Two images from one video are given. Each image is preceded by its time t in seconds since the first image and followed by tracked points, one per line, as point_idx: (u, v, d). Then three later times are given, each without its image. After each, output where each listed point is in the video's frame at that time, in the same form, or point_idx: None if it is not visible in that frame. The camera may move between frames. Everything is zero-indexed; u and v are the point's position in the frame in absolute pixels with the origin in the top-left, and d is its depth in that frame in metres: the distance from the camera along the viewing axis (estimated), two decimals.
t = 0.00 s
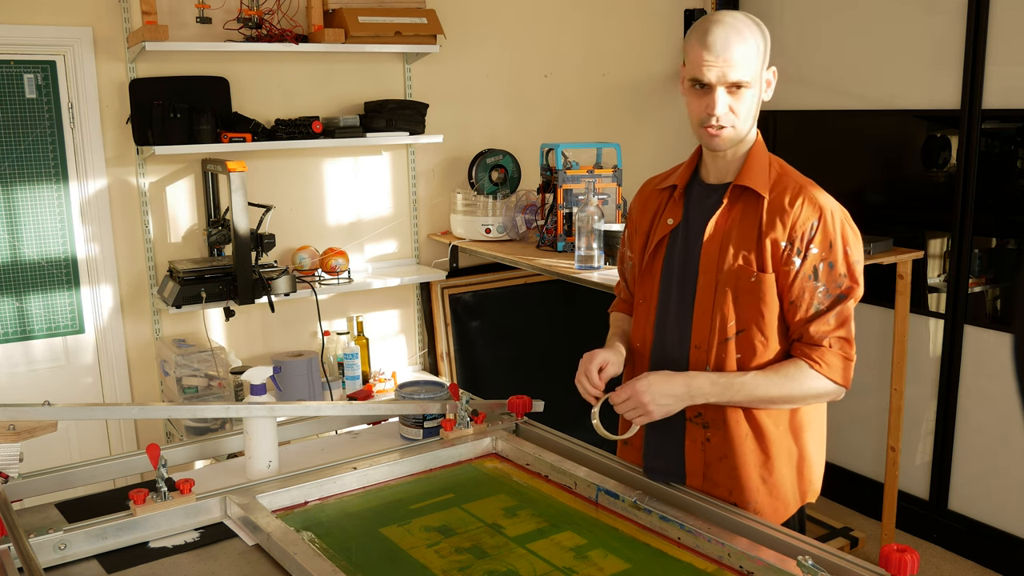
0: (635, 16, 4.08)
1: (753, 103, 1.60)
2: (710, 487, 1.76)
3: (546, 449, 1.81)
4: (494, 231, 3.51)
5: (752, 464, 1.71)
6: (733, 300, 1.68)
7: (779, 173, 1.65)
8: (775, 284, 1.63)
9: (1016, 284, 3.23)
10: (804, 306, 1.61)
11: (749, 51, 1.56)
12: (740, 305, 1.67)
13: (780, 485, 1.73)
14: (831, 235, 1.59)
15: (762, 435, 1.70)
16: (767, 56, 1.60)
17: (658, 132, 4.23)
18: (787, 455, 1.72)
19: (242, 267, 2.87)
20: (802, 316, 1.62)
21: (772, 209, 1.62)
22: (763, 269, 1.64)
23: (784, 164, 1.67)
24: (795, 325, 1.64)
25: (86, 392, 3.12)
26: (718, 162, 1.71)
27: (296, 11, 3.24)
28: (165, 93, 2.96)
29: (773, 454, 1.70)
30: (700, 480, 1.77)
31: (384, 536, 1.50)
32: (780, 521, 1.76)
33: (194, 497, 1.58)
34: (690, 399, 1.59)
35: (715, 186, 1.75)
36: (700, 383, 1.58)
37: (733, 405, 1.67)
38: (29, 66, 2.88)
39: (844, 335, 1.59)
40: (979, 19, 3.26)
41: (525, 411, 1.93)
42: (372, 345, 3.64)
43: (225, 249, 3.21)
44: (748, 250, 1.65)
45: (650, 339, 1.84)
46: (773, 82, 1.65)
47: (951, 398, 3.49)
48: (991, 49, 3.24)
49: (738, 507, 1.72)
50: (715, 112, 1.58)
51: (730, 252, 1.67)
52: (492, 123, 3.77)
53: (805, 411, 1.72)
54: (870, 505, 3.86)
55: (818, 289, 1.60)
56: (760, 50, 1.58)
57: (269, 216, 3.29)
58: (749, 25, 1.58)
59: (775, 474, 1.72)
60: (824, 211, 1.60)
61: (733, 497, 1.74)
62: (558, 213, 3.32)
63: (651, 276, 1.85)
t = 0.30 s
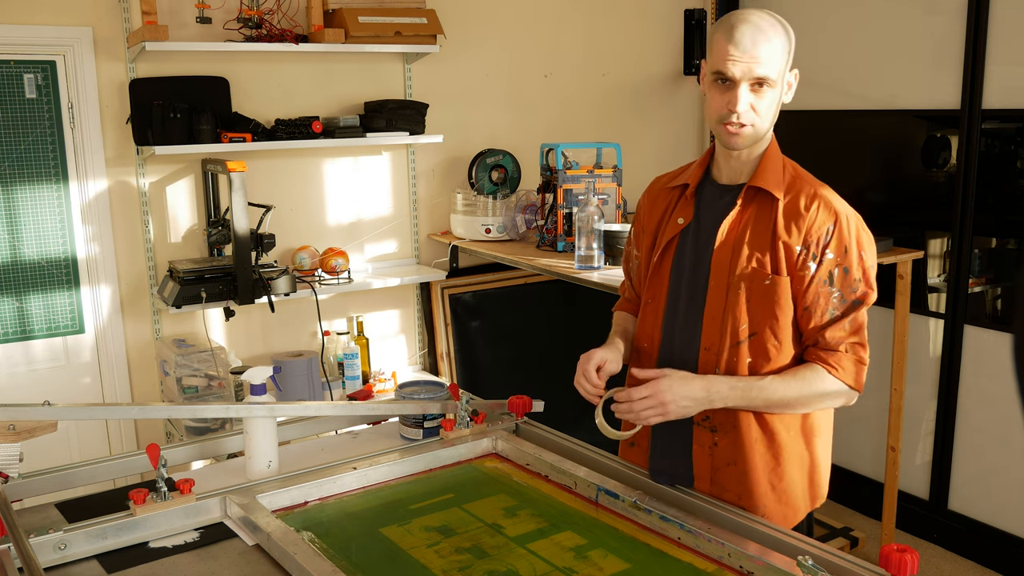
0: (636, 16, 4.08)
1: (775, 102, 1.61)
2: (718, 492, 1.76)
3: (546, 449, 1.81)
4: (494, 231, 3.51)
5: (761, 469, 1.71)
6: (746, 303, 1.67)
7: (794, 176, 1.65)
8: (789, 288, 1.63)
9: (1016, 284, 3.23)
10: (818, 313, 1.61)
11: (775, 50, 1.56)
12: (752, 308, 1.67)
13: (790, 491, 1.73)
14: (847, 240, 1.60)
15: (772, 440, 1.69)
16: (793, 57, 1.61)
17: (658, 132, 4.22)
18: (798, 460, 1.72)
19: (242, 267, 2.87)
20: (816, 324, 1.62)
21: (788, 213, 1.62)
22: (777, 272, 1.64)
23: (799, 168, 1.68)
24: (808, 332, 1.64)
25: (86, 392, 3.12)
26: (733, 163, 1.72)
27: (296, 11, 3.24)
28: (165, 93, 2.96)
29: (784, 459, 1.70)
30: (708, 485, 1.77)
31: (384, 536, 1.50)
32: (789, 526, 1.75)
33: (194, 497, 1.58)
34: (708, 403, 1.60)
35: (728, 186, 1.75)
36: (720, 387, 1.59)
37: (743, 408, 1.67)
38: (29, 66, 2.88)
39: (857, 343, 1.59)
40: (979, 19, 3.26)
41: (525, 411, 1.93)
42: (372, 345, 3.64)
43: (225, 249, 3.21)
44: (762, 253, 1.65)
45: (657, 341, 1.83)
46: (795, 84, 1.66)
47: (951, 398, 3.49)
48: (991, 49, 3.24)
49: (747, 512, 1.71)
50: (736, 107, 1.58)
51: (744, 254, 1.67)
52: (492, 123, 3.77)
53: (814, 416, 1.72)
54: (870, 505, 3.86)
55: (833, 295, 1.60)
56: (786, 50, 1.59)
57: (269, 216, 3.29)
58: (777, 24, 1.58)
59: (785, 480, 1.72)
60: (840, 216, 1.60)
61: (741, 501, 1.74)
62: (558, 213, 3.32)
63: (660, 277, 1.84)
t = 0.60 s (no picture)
0: (636, 16, 4.08)
1: (792, 104, 1.61)
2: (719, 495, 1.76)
3: (546, 449, 1.81)
4: (494, 231, 3.51)
5: (763, 472, 1.71)
6: (753, 306, 1.67)
7: (807, 181, 1.65)
8: (798, 293, 1.63)
9: (1016, 284, 3.23)
10: (832, 321, 1.60)
11: (795, 53, 1.57)
12: (759, 311, 1.67)
13: (793, 496, 1.72)
14: (860, 245, 1.60)
15: (775, 443, 1.69)
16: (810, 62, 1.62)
17: (658, 132, 4.22)
18: (802, 464, 1.71)
19: (242, 267, 2.87)
20: (831, 333, 1.60)
21: (800, 217, 1.62)
22: (787, 276, 1.64)
23: (812, 172, 1.68)
24: (822, 342, 1.62)
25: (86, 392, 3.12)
26: (743, 164, 1.72)
27: (296, 11, 3.24)
28: (165, 93, 2.96)
29: (787, 464, 1.70)
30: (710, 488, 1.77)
31: (384, 536, 1.51)
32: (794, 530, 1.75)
33: (194, 497, 1.58)
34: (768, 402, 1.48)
35: (739, 187, 1.75)
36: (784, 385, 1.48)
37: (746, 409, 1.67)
38: (29, 66, 2.88)
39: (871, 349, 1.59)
40: (979, 18, 3.25)
41: (524, 411, 1.93)
42: (372, 345, 3.64)
43: (225, 249, 3.21)
44: (772, 257, 1.66)
45: (662, 341, 1.84)
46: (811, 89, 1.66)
47: (951, 398, 3.49)
48: (991, 49, 3.24)
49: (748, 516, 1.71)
50: (754, 110, 1.58)
51: (753, 258, 1.68)
52: (492, 123, 3.77)
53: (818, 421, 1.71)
54: (870, 504, 3.86)
55: (846, 301, 1.59)
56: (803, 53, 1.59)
57: (269, 216, 3.29)
58: (796, 27, 1.59)
59: (788, 485, 1.71)
60: (853, 221, 1.60)
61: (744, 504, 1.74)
62: (558, 213, 3.32)
63: (665, 276, 1.84)
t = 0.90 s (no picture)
0: (636, 16, 4.08)
1: (779, 110, 1.58)
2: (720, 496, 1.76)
3: (546, 449, 1.81)
4: (494, 231, 3.51)
5: (763, 474, 1.70)
6: (756, 308, 1.67)
7: (814, 183, 1.65)
8: (802, 296, 1.62)
9: (1016, 284, 3.23)
10: (835, 322, 1.60)
11: (779, 60, 1.53)
12: (763, 313, 1.67)
13: (795, 498, 1.72)
14: (864, 249, 1.59)
15: (777, 447, 1.69)
16: (802, 67, 1.57)
17: (658, 132, 4.22)
18: (804, 467, 1.71)
19: (242, 267, 2.87)
20: (832, 333, 1.61)
21: (806, 220, 1.62)
22: (792, 279, 1.64)
23: (819, 175, 1.67)
24: (823, 342, 1.63)
25: (85, 392, 3.12)
26: (749, 164, 1.71)
27: (296, 11, 3.24)
28: (165, 93, 2.96)
29: (788, 467, 1.69)
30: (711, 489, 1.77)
31: (384, 536, 1.50)
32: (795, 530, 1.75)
33: (194, 497, 1.58)
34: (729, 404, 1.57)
35: (745, 188, 1.74)
36: (742, 391, 1.57)
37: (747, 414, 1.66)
38: (29, 66, 2.88)
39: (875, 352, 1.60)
40: (979, 18, 3.26)
41: (525, 411, 1.93)
42: (372, 345, 3.64)
43: (225, 249, 3.21)
44: (776, 259, 1.65)
45: (666, 340, 1.84)
46: (808, 92, 1.61)
47: (951, 398, 3.49)
48: (991, 49, 3.24)
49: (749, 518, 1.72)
50: (734, 117, 1.57)
51: (757, 259, 1.67)
52: (492, 123, 3.77)
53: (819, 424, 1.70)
54: (870, 504, 3.86)
55: (850, 304, 1.59)
56: (789, 58, 1.54)
57: (269, 216, 3.29)
58: (785, 32, 1.55)
59: (790, 487, 1.71)
60: (859, 224, 1.60)
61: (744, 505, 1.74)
62: (558, 213, 3.32)
63: (671, 275, 1.85)
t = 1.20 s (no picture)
0: (636, 16, 4.08)
1: (761, 111, 1.58)
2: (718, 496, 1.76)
3: (546, 449, 1.81)
4: (494, 231, 3.51)
5: (761, 474, 1.70)
6: (750, 307, 1.67)
7: (807, 181, 1.63)
8: (793, 294, 1.62)
9: (1016, 284, 3.23)
10: (827, 319, 1.59)
11: (757, 60, 1.54)
12: (757, 313, 1.67)
13: (794, 498, 1.72)
14: (856, 246, 1.57)
15: (774, 447, 1.68)
16: (784, 65, 1.57)
17: (658, 132, 4.22)
18: (803, 466, 1.70)
19: (242, 267, 2.87)
20: (825, 329, 1.59)
21: (795, 218, 1.61)
22: (783, 278, 1.63)
23: (814, 172, 1.65)
24: (818, 339, 1.61)
25: (85, 392, 3.12)
26: (744, 164, 1.71)
27: (296, 11, 3.24)
28: (165, 93, 2.96)
29: (786, 467, 1.69)
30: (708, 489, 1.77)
31: (384, 536, 1.50)
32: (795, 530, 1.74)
33: (194, 497, 1.58)
34: (709, 404, 1.59)
35: (741, 188, 1.74)
36: (722, 392, 1.59)
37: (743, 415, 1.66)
38: (29, 66, 2.88)
39: (871, 351, 1.56)
40: (979, 18, 3.25)
41: (524, 411, 1.93)
42: (372, 345, 3.64)
43: (225, 249, 3.21)
44: (768, 258, 1.65)
45: (666, 341, 1.85)
46: (795, 90, 1.60)
47: (951, 398, 3.49)
48: (991, 49, 3.24)
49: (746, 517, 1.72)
50: (715, 118, 1.58)
51: (750, 258, 1.67)
52: (492, 123, 3.77)
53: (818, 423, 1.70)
54: (870, 504, 3.86)
55: (842, 302, 1.57)
56: (768, 59, 1.54)
57: (269, 216, 3.29)
58: (764, 32, 1.55)
59: (788, 487, 1.71)
60: (851, 222, 1.57)
61: (742, 505, 1.74)
62: (558, 213, 3.32)
63: (672, 275, 1.86)
